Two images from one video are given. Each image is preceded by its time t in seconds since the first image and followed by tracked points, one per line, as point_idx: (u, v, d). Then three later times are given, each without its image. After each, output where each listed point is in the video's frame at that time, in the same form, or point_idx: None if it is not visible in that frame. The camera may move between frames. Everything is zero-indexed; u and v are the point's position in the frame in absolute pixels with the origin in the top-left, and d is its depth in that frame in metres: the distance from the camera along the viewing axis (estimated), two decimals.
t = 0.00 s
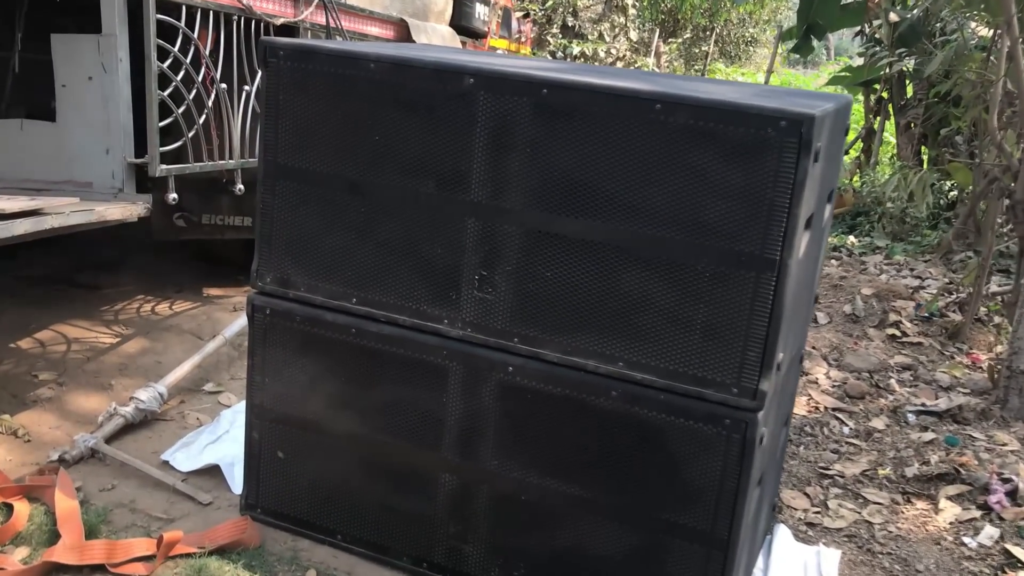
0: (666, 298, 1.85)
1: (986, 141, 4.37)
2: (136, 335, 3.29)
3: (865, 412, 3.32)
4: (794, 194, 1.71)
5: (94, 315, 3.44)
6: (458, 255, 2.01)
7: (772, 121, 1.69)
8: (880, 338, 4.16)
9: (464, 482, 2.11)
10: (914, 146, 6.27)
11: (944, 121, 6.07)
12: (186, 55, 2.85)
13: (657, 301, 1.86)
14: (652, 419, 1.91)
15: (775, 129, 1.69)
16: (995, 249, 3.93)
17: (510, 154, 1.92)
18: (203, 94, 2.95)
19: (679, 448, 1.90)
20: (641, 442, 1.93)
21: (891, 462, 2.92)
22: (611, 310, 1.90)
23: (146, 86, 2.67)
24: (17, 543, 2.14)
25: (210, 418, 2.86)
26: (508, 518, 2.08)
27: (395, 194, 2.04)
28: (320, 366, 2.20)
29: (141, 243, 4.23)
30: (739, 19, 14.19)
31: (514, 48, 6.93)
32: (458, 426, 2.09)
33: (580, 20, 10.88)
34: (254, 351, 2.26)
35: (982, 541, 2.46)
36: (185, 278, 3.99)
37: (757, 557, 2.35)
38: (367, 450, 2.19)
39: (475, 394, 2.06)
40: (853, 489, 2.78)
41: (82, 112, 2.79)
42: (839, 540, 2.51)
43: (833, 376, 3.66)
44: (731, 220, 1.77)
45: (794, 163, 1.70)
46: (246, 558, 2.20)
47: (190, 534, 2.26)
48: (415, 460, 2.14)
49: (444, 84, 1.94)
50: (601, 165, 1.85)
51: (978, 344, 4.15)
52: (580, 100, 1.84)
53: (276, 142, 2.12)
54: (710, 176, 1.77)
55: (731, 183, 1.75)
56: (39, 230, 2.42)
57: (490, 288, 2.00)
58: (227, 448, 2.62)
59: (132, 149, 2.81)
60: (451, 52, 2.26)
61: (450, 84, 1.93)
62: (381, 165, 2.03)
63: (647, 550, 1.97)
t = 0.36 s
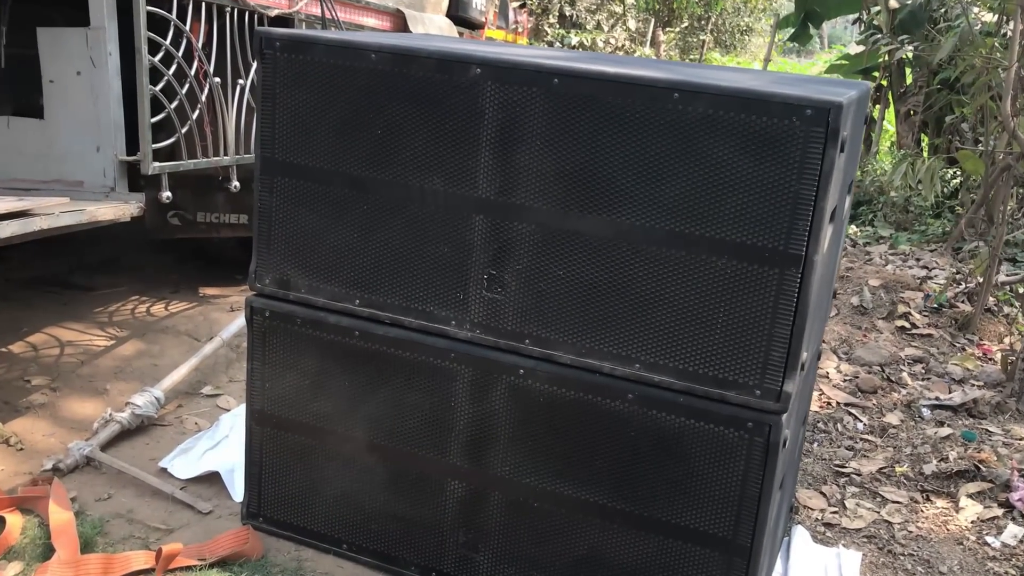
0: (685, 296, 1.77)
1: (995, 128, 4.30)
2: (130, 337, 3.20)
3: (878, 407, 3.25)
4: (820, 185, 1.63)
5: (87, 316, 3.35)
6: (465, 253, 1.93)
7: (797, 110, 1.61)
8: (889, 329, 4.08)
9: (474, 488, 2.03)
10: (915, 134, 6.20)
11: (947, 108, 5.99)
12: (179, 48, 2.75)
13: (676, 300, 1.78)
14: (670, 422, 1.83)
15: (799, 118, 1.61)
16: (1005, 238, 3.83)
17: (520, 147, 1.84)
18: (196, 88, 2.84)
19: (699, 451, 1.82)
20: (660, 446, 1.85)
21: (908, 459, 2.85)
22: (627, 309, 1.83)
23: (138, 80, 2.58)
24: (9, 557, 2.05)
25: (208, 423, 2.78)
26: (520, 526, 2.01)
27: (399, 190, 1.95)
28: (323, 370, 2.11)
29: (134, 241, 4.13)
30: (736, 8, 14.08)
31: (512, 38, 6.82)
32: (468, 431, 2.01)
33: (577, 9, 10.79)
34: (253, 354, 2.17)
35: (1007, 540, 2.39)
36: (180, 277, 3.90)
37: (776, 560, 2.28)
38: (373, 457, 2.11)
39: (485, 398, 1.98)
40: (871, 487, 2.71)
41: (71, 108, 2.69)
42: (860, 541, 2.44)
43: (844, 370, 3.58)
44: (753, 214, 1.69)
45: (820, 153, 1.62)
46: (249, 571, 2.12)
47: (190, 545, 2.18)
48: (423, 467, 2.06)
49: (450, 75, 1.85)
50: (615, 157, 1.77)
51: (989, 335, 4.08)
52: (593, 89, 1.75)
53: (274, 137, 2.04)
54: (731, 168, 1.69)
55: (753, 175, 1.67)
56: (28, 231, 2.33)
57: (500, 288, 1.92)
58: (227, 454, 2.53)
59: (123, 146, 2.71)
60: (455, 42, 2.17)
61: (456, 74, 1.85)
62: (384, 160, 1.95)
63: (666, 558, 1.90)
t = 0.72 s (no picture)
0: (688, 293, 1.71)
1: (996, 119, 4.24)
2: (118, 333, 3.13)
3: (880, 403, 3.20)
4: (829, 178, 1.57)
5: (74, 312, 3.28)
6: (461, 248, 1.86)
7: (806, 99, 1.55)
8: (889, 322, 4.02)
9: (470, 490, 1.97)
10: (911, 124, 6.09)
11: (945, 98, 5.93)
12: (167, 37, 2.67)
13: (679, 297, 1.72)
14: (672, 422, 1.77)
15: (808, 107, 1.55)
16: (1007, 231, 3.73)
17: (517, 139, 1.77)
18: (184, 78, 2.75)
19: (703, 453, 1.77)
20: (662, 447, 1.79)
21: (911, 456, 2.80)
22: (628, 306, 1.77)
23: (123, 70, 2.48)
24: None
25: (197, 421, 2.71)
26: (517, 529, 1.95)
27: (392, 183, 1.89)
28: (314, 369, 2.05)
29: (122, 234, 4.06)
30: None
31: (506, 27, 6.73)
32: (463, 432, 1.95)
33: None
34: (242, 353, 2.11)
35: (1014, 540, 2.35)
36: (169, 271, 3.83)
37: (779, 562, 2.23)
38: (366, 458, 2.05)
39: (481, 398, 1.92)
40: (874, 485, 2.66)
41: (54, 98, 2.62)
42: (863, 541, 2.39)
43: (845, 365, 3.53)
44: (760, 208, 1.63)
45: (829, 145, 1.56)
46: None
47: (178, 549, 2.12)
48: (417, 469, 2.00)
49: (444, 63, 1.78)
50: (616, 149, 1.71)
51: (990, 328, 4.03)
52: (593, 79, 1.69)
53: (262, 128, 1.96)
54: (736, 160, 1.62)
55: (760, 168, 1.61)
56: (9, 226, 2.26)
57: (497, 284, 1.86)
58: (215, 454, 2.47)
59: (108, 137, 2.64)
60: (449, 29, 2.10)
61: (450, 62, 1.78)
62: (377, 152, 1.88)
63: (669, 562, 1.84)
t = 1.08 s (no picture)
0: (678, 303, 1.63)
1: (999, 120, 4.16)
2: (97, 334, 3.05)
3: (879, 411, 3.12)
4: (827, 184, 1.49)
5: (53, 312, 3.20)
6: (441, 253, 1.78)
7: (803, 101, 1.47)
8: (888, 327, 3.94)
9: (451, 505, 1.89)
10: (912, 124, 6.02)
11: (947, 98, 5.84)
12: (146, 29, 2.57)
13: (669, 307, 1.64)
14: (661, 438, 1.69)
15: (806, 110, 1.47)
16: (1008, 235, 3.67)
17: (500, 139, 1.69)
18: (164, 72, 2.65)
19: (692, 471, 1.69)
20: (650, 464, 1.71)
21: (910, 468, 2.73)
22: (615, 316, 1.68)
23: (98, 64, 2.40)
24: None
25: (174, 426, 2.63)
26: (499, 547, 1.87)
27: (370, 184, 1.80)
28: (289, 377, 1.97)
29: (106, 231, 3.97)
30: None
31: (502, 23, 6.65)
32: (443, 445, 1.87)
33: None
34: (216, 359, 2.02)
35: (1016, 558, 2.28)
36: (153, 269, 3.74)
37: None
38: (343, 471, 1.97)
39: (462, 410, 1.84)
40: (872, 498, 2.58)
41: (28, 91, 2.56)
42: (860, 557, 2.31)
43: (843, 371, 3.45)
44: (754, 215, 1.55)
45: (828, 149, 1.47)
46: None
47: (148, 563, 2.02)
48: (396, 483, 1.92)
49: (425, 59, 1.70)
50: (604, 151, 1.62)
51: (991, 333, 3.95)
52: (580, 77, 1.60)
53: (236, 126, 1.88)
54: (730, 164, 1.54)
55: (755, 172, 1.53)
56: None
57: (479, 292, 1.78)
58: (191, 462, 2.39)
59: (82, 134, 2.58)
60: (433, 24, 2.02)
61: (431, 59, 1.69)
62: (354, 152, 1.80)
63: None
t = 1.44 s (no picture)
0: (663, 328, 1.53)
1: (1007, 131, 4.05)
2: (72, 343, 2.96)
3: (880, 433, 3.01)
4: (823, 205, 1.38)
5: (29, 319, 3.11)
6: (415, 271, 1.68)
7: (798, 115, 1.36)
8: (892, 343, 3.83)
9: (423, 536, 1.79)
10: (920, 133, 5.91)
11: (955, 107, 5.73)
12: (121, 30, 2.50)
13: (654, 333, 1.54)
14: (644, 471, 1.59)
15: (801, 124, 1.36)
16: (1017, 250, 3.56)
17: (477, 151, 1.59)
18: (140, 75, 2.58)
19: (677, 506, 1.58)
20: (632, 498, 1.61)
21: (911, 494, 2.62)
22: (597, 341, 1.58)
23: (68, 64, 2.32)
24: None
25: (146, 442, 2.53)
26: None
27: (341, 197, 1.70)
28: (256, 398, 1.87)
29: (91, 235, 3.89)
30: None
31: (504, 26, 6.56)
32: (416, 473, 1.77)
33: None
34: (180, 377, 1.93)
35: None
36: (136, 275, 3.65)
37: None
38: (312, 497, 1.87)
39: (436, 437, 1.74)
40: (871, 526, 2.47)
41: None
42: None
43: (844, 390, 3.34)
44: (745, 236, 1.44)
45: (824, 166, 1.37)
46: None
47: None
48: (366, 511, 1.82)
49: (398, 65, 1.60)
50: (586, 166, 1.52)
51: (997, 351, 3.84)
52: (562, 87, 1.50)
53: (202, 133, 1.79)
54: (720, 181, 1.44)
55: (746, 191, 1.42)
56: None
57: (454, 312, 1.67)
58: (160, 481, 2.26)
59: (50, 138, 2.60)
60: (412, 29, 1.92)
61: (405, 64, 1.59)
62: (324, 163, 1.70)
63: None
